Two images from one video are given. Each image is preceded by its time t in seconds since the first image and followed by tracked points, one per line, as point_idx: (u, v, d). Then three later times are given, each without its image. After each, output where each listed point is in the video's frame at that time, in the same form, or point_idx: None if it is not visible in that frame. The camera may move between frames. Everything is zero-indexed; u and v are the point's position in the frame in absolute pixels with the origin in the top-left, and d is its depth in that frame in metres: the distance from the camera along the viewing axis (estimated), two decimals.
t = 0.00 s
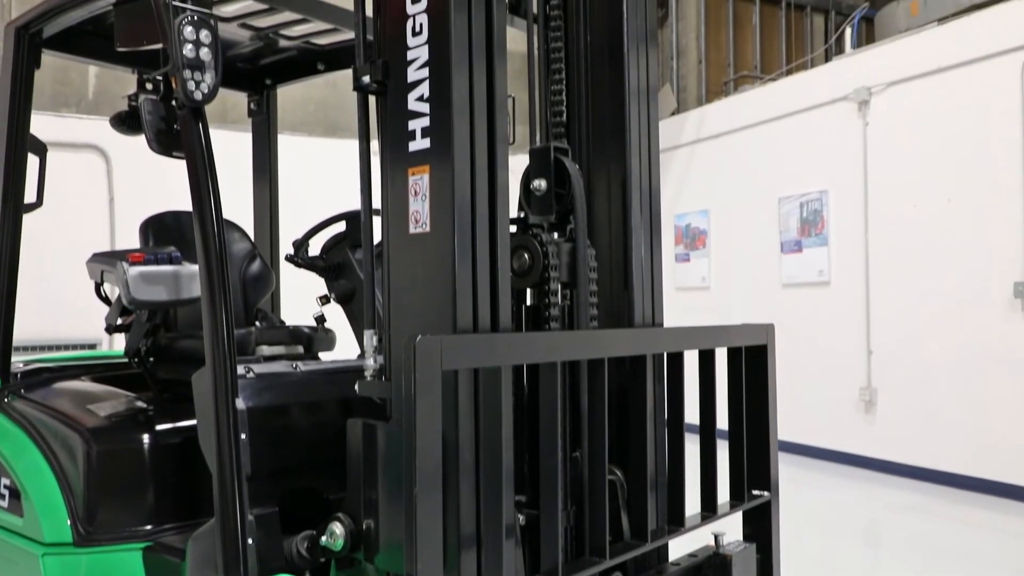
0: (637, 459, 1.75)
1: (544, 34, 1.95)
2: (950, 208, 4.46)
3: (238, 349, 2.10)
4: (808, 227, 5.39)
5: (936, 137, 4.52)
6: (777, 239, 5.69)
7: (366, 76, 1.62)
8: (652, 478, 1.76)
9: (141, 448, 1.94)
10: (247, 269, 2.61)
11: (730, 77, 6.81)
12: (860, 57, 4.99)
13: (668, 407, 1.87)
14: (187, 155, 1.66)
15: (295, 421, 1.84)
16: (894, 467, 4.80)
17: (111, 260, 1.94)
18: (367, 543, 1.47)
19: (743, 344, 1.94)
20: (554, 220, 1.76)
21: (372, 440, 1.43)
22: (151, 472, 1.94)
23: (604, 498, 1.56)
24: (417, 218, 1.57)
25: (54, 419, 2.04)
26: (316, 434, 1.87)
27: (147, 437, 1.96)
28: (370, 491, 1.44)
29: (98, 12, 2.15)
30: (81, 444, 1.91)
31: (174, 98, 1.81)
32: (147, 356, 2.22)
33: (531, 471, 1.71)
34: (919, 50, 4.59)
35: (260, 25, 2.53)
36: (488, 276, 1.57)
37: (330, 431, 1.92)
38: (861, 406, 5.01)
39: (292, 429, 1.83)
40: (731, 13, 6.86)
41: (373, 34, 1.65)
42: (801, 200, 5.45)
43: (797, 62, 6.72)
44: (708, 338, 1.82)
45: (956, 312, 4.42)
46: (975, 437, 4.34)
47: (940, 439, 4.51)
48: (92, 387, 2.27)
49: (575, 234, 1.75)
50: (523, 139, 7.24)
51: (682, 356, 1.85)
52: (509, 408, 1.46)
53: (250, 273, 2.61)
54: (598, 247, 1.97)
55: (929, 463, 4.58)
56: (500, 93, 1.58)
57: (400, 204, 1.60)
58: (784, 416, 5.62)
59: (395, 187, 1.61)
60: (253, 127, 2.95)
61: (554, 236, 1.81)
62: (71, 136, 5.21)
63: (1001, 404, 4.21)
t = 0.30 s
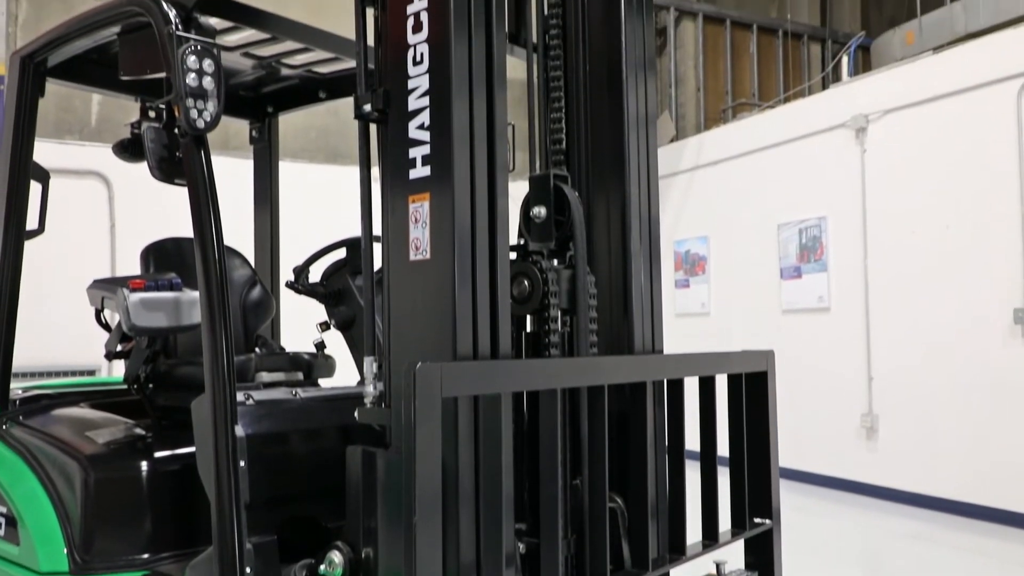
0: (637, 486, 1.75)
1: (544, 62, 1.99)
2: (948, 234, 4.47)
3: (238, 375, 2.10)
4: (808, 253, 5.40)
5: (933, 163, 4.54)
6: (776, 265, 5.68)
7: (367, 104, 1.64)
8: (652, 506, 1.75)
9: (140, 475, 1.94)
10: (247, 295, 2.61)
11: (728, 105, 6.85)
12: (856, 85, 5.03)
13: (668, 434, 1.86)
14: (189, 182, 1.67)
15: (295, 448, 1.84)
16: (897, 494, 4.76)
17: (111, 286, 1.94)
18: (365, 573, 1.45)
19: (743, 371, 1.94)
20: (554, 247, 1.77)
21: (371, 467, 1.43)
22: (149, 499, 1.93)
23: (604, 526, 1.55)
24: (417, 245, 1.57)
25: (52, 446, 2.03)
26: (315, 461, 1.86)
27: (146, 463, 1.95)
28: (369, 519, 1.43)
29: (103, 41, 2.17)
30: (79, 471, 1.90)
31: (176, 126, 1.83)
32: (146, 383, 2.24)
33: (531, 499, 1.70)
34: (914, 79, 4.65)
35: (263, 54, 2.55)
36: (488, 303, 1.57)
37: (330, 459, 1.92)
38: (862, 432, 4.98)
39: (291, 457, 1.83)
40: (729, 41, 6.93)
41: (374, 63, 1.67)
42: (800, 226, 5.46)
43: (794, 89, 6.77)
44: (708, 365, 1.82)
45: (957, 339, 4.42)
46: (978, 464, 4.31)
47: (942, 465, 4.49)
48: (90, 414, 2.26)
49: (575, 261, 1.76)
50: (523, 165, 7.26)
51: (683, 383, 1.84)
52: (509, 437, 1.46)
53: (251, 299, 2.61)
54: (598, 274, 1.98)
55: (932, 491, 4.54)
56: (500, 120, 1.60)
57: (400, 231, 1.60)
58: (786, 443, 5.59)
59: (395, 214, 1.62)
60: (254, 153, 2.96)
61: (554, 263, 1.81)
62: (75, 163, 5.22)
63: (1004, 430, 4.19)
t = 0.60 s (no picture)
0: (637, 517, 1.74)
1: (544, 94, 2.01)
2: (948, 263, 4.48)
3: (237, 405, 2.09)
4: (807, 281, 5.40)
5: (932, 192, 4.57)
6: (775, 294, 5.67)
7: (369, 135, 1.65)
8: (653, 538, 1.74)
9: (137, 506, 1.92)
10: (247, 324, 2.62)
11: (727, 135, 6.90)
12: (853, 116, 5.07)
13: (669, 464, 1.85)
14: (190, 212, 1.68)
15: (294, 478, 1.83)
16: (902, 525, 4.71)
17: (111, 316, 1.94)
18: None
19: (743, 401, 1.94)
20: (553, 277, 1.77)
21: (370, 498, 1.42)
22: (146, 530, 1.92)
23: (605, 558, 1.54)
24: (417, 275, 1.58)
25: (49, 477, 2.02)
26: (315, 491, 1.86)
27: (143, 495, 1.94)
28: (368, 551, 1.42)
29: (107, 74, 2.19)
30: (76, 503, 1.88)
31: (178, 157, 1.84)
32: (144, 415, 2.21)
33: (530, 529, 1.69)
34: (910, 110, 4.69)
35: (265, 86, 2.58)
36: (487, 333, 1.57)
37: (329, 489, 1.91)
38: (864, 462, 4.95)
39: (290, 487, 1.82)
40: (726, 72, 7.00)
41: (375, 96, 1.69)
42: (799, 255, 5.47)
43: (791, 120, 6.83)
44: (709, 395, 1.82)
45: (958, 367, 4.41)
46: (982, 494, 4.28)
47: (947, 496, 4.45)
48: (88, 444, 2.25)
49: (575, 291, 1.76)
50: (523, 196, 7.30)
51: (683, 413, 1.84)
52: (508, 469, 1.45)
53: (251, 328, 2.62)
54: (598, 303, 1.99)
55: (937, 522, 4.50)
56: (500, 151, 1.61)
57: (401, 261, 1.61)
58: (788, 473, 5.55)
59: (396, 244, 1.62)
60: (255, 183, 2.97)
61: (554, 293, 1.81)
62: (77, 194, 5.24)
63: (1008, 460, 4.17)
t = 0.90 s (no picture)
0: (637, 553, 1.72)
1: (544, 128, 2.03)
2: (947, 295, 4.48)
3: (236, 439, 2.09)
4: (807, 314, 5.40)
5: (929, 226, 4.59)
6: (775, 327, 5.67)
7: (369, 170, 1.66)
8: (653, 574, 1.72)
9: (133, 542, 1.90)
10: (247, 357, 2.62)
11: (726, 169, 6.95)
12: (851, 150, 5.11)
13: (670, 498, 1.84)
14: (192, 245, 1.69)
15: (292, 514, 1.82)
16: (906, 560, 4.66)
17: (111, 349, 1.94)
18: None
19: (744, 436, 1.93)
20: (553, 311, 1.78)
21: (369, 533, 1.41)
22: (142, 566, 1.89)
23: None
24: (418, 309, 1.59)
25: (45, 512, 2.01)
26: (313, 526, 1.84)
27: (140, 530, 1.92)
28: None
29: (111, 109, 2.22)
30: (72, 538, 1.87)
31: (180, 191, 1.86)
32: (144, 448, 2.24)
33: (530, 565, 1.68)
34: (907, 144, 4.73)
35: (268, 121, 2.60)
36: (487, 367, 1.57)
37: (329, 524, 1.89)
38: (867, 496, 4.90)
39: (289, 522, 1.81)
40: (724, 107, 7.07)
41: (376, 131, 1.71)
42: (798, 287, 5.48)
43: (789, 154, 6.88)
44: (709, 429, 1.81)
45: (958, 400, 4.40)
46: (987, 528, 4.24)
47: (951, 530, 4.41)
48: (85, 479, 2.23)
49: (575, 325, 1.76)
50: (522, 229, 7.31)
51: (684, 448, 1.83)
52: (508, 504, 1.45)
53: (250, 361, 2.61)
54: (597, 337, 1.99)
55: (942, 557, 4.44)
56: (500, 185, 1.62)
57: (401, 295, 1.62)
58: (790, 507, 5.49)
59: (396, 278, 1.63)
60: (256, 217, 2.98)
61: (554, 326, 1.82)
62: (78, 227, 5.25)
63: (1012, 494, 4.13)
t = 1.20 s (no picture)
0: None
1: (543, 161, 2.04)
2: (947, 326, 4.48)
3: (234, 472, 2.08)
4: (807, 345, 5.40)
5: (927, 257, 4.61)
6: (775, 358, 5.65)
7: (370, 202, 1.66)
8: None
9: None
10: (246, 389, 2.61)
11: (724, 201, 6.99)
12: (849, 181, 5.14)
13: (671, 532, 1.83)
14: (192, 277, 1.70)
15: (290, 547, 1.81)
16: None
17: (111, 381, 1.93)
18: None
19: (745, 468, 1.92)
20: (553, 343, 1.78)
21: (368, 567, 1.40)
22: None
23: None
24: (417, 341, 1.59)
25: (41, 545, 2.00)
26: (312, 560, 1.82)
27: (136, 563, 1.91)
28: None
29: (114, 142, 2.24)
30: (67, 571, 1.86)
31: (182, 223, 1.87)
32: (141, 481, 2.24)
33: None
34: (904, 176, 4.76)
35: (270, 154, 2.62)
36: (487, 400, 1.57)
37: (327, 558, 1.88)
38: (871, 530, 4.86)
39: (288, 556, 1.79)
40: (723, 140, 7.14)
41: (377, 163, 1.72)
42: (798, 318, 5.47)
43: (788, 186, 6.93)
44: (710, 462, 1.80)
45: (960, 432, 4.38)
46: (992, 562, 4.19)
47: (955, 564, 4.36)
48: (82, 512, 2.21)
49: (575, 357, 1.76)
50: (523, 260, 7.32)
51: (685, 481, 1.82)
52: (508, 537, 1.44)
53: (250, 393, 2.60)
54: (597, 368, 1.99)
55: None
56: (500, 217, 1.63)
57: (401, 326, 1.62)
58: (793, 541, 5.44)
59: (396, 309, 1.64)
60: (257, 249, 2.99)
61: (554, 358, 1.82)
62: (80, 258, 5.27)
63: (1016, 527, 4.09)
